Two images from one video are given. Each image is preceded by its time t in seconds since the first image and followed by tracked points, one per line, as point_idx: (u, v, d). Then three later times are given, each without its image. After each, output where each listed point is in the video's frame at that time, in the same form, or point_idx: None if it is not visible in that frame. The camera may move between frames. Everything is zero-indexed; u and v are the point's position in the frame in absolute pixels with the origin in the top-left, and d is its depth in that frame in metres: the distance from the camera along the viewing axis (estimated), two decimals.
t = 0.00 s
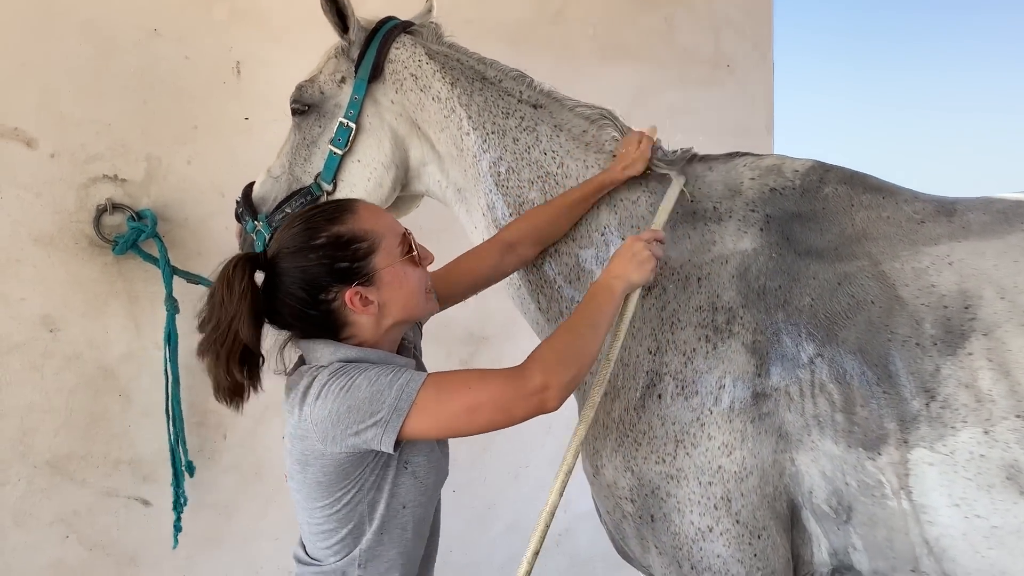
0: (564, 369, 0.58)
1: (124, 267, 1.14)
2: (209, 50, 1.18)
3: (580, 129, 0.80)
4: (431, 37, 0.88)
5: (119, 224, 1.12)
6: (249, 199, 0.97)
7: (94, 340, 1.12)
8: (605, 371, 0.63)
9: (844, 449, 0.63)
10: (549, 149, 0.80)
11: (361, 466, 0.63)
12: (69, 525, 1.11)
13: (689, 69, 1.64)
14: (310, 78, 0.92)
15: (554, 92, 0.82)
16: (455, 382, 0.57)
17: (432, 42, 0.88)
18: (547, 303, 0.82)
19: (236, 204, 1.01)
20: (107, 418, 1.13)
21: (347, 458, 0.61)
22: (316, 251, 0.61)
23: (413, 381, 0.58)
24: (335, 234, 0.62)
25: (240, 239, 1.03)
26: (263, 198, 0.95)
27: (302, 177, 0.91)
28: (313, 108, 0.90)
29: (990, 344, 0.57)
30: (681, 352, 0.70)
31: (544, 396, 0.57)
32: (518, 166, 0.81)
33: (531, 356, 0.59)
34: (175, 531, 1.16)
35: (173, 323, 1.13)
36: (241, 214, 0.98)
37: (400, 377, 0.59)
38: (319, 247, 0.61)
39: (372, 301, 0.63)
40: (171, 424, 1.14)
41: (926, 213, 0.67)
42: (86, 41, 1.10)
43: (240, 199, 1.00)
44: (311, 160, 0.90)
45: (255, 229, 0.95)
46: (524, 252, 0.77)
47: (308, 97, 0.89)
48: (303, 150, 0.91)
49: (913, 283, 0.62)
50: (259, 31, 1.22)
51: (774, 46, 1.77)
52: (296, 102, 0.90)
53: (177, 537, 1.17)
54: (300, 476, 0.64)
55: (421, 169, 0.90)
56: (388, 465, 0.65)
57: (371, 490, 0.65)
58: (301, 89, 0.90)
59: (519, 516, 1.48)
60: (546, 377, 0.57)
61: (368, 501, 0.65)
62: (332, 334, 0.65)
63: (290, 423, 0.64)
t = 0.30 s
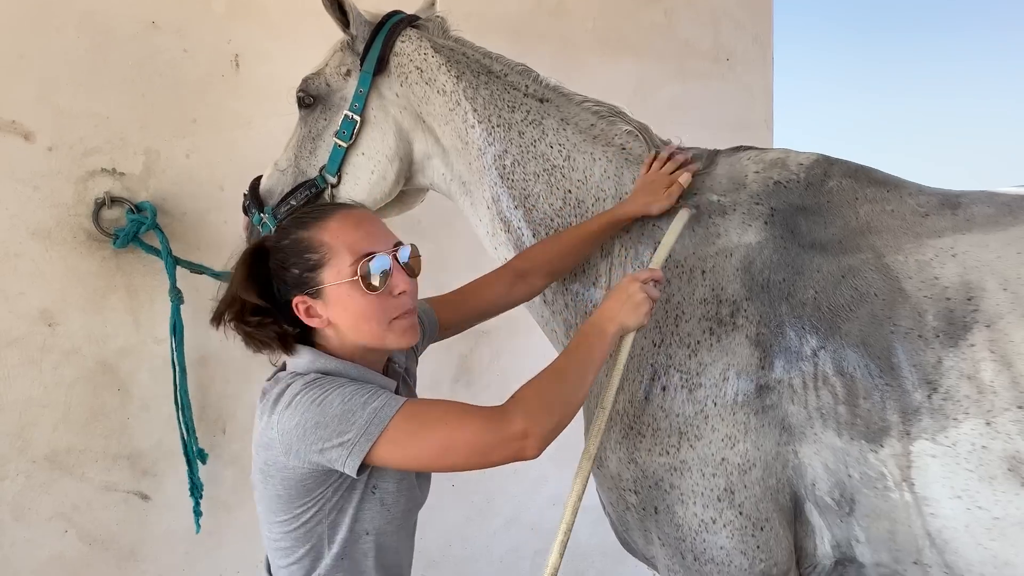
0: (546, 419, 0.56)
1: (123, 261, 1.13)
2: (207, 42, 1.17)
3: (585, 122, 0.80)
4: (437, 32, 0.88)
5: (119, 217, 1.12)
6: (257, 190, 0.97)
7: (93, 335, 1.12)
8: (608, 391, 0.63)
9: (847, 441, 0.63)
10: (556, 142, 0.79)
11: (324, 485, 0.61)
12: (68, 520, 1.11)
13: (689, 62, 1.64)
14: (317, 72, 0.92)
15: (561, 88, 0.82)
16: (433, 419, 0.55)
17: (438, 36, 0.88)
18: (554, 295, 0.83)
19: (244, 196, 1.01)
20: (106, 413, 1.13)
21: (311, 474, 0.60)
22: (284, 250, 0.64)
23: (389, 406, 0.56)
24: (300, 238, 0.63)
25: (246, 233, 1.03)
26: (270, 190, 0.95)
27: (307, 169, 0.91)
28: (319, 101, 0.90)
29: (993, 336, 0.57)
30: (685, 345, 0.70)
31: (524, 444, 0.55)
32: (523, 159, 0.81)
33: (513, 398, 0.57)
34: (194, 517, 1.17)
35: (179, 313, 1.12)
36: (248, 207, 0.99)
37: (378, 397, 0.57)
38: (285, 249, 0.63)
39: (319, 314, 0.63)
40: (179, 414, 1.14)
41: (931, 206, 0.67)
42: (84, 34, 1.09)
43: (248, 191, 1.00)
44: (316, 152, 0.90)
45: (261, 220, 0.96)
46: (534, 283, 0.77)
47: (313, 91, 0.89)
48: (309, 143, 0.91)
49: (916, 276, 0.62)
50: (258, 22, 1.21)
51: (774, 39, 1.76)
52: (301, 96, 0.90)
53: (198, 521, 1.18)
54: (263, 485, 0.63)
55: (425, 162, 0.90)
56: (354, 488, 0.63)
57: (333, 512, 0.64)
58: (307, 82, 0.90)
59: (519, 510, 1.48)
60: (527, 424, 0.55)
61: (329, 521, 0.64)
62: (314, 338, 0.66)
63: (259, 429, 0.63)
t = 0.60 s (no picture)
0: (547, 402, 0.59)
1: (123, 253, 1.13)
2: (208, 33, 1.17)
3: (592, 114, 0.81)
4: (449, 24, 0.89)
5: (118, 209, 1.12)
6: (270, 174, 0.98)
7: (93, 326, 1.12)
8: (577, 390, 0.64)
9: (847, 435, 0.63)
10: (563, 134, 0.79)
11: (327, 488, 0.61)
12: (67, 512, 1.11)
13: (690, 57, 1.64)
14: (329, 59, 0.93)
15: (569, 81, 0.83)
16: (443, 410, 0.57)
17: (449, 28, 0.88)
18: (558, 286, 0.82)
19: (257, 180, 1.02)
20: (105, 405, 1.13)
21: (314, 478, 0.59)
22: (263, 250, 0.64)
23: (398, 401, 0.57)
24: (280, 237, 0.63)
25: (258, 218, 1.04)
26: (282, 174, 0.96)
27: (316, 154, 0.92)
28: (328, 88, 0.91)
29: (994, 330, 0.57)
30: (688, 338, 0.70)
31: (530, 430, 0.59)
32: (530, 151, 0.80)
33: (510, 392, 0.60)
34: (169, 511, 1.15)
35: (180, 304, 1.13)
36: (261, 190, 1.00)
37: (382, 393, 0.58)
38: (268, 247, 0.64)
39: (296, 315, 0.63)
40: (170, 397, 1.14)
41: (935, 201, 0.67)
42: (84, 24, 1.09)
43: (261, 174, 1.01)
44: (324, 138, 0.91)
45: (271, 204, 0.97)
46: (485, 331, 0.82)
47: (323, 77, 0.90)
48: (317, 129, 0.92)
49: (918, 270, 0.62)
50: (259, 14, 1.21)
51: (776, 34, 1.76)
52: (312, 82, 0.91)
53: (172, 517, 1.15)
54: (256, 500, 0.61)
55: (430, 152, 0.89)
56: (353, 492, 0.64)
57: (332, 520, 0.64)
58: (317, 69, 0.91)
59: (518, 504, 1.49)
60: (531, 412, 0.59)
61: (328, 531, 0.63)
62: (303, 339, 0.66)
63: (249, 440, 0.61)
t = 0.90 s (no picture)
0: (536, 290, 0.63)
1: (128, 242, 1.13)
2: (214, 23, 1.16)
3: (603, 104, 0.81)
4: (464, 14, 0.89)
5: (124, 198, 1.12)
6: (284, 154, 0.98)
7: (99, 316, 1.12)
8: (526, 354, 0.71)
9: (854, 425, 0.64)
10: (574, 125, 0.79)
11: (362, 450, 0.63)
12: (73, 501, 1.11)
13: (698, 48, 1.63)
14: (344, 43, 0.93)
15: (582, 72, 0.82)
16: (442, 331, 0.60)
17: (462, 16, 0.88)
18: (566, 275, 0.83)
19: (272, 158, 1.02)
20: (111, 395, 1.13)
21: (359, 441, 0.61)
22: (290, 237, 0.61)
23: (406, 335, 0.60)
24: (307, 222, 0.63)
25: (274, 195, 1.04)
26: (294, 155, 0.96)
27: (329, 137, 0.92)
28: (341, 73, 0.91)
29: (1002, 321, 0.57)
30: (695, 327, 0.69)
31: (523, 317, 0.62)
32: (541, 141, 0.81)
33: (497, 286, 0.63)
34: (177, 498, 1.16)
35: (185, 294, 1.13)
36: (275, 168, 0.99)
37: (382, 341, 0.60)
38: (290, 236, 0.61)
39: (337, 294, 0.65)
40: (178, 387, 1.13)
41: (945, 191, 0.67)
42: (91, 13, 1.09)
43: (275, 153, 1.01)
44: (335, 123, 0.91)
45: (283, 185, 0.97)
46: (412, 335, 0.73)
47: (337, 62, 0.90)
48: (330, 113, 0.92)
49: (927, 261, 0.62)
50: (265, 3, 1.20)
51: (785, 24, 1.74)
52: (326, 67, 0.91)
53: (179, 504, 1.17)
54: (310, 483, 0.61)
55: (440, 140, 0.90)
56: (382, 452, 0.71)
57: (371, 483, 0.69)
58: (332, 53, 0.91)
59: (522, 497, 1.49)
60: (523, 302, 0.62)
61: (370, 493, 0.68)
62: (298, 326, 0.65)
63: (284, 427, 0.59)
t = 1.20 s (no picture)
0: (526, 217, 0.67)
1: (135, 231, 1.13)
2: (220, 10, 1.16)
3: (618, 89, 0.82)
4: None
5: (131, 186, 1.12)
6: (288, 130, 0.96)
7: (107, 304, 1.12)
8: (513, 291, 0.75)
9: (864, 411, 0.64)
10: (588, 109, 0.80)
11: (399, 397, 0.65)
12: (82, 489, 1.11)
13: (706, 36, 1.63)
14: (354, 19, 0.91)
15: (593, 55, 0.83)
16: (448, 271, 0.63)
17: None
18: (575, 260, 0.83)
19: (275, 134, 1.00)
20: (119, 383, 1.13)
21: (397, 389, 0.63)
22: (297, 217, 0.60)
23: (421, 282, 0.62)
24: (308, 200, 0.61)
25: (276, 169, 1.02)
26: (300, 132, 0.94)
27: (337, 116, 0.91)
28: (353, 51, 0.89)
29: (1012, 308, 0.57)
30: (705, 313, 0.69)
31: (516, 239, 0.66)
32: (554, 124, 0.81)
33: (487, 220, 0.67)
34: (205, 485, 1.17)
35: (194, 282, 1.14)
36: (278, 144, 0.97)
37: (400, 290, 0.62)
38: (295, 216, 0.60)
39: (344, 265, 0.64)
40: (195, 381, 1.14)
41: (958, 178, 0.67)
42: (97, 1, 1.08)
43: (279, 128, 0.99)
44: (346, 103, 0.90)
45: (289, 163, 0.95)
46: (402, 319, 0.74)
47: (349, 40, 0.89)
48: (339, 91, 0.91)
49: (937, 248, 0.62)
50: None
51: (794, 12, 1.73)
52: (337, 44, 0.89)
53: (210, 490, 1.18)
54: (360, 432, 0.62)
55: (452, 123, 0.89)
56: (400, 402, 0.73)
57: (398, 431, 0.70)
58: (344, 29, 0.89)
59: (530, 486, 1.49)
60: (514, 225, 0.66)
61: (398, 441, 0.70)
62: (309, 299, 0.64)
63: (334, 382, 0.60)
